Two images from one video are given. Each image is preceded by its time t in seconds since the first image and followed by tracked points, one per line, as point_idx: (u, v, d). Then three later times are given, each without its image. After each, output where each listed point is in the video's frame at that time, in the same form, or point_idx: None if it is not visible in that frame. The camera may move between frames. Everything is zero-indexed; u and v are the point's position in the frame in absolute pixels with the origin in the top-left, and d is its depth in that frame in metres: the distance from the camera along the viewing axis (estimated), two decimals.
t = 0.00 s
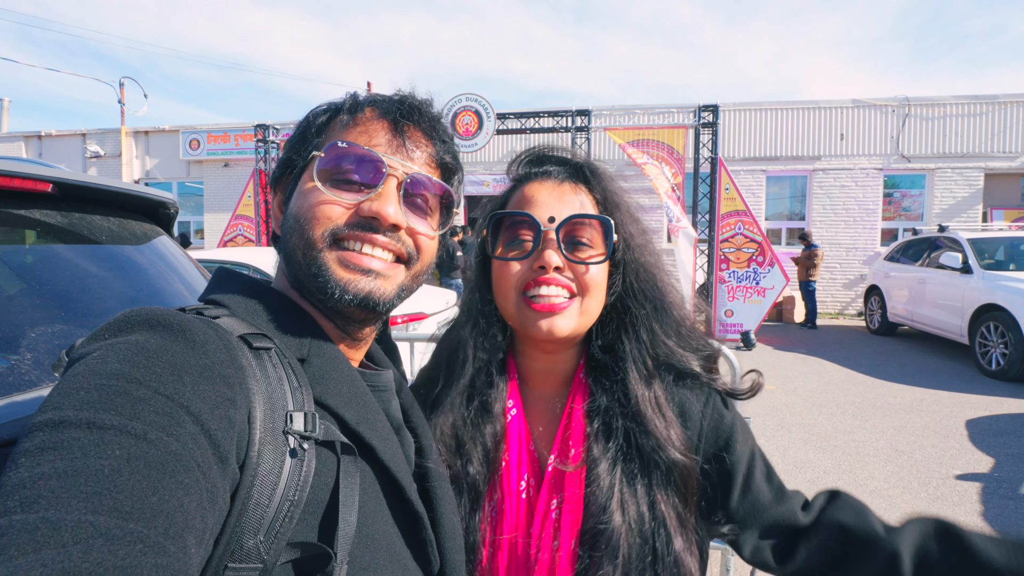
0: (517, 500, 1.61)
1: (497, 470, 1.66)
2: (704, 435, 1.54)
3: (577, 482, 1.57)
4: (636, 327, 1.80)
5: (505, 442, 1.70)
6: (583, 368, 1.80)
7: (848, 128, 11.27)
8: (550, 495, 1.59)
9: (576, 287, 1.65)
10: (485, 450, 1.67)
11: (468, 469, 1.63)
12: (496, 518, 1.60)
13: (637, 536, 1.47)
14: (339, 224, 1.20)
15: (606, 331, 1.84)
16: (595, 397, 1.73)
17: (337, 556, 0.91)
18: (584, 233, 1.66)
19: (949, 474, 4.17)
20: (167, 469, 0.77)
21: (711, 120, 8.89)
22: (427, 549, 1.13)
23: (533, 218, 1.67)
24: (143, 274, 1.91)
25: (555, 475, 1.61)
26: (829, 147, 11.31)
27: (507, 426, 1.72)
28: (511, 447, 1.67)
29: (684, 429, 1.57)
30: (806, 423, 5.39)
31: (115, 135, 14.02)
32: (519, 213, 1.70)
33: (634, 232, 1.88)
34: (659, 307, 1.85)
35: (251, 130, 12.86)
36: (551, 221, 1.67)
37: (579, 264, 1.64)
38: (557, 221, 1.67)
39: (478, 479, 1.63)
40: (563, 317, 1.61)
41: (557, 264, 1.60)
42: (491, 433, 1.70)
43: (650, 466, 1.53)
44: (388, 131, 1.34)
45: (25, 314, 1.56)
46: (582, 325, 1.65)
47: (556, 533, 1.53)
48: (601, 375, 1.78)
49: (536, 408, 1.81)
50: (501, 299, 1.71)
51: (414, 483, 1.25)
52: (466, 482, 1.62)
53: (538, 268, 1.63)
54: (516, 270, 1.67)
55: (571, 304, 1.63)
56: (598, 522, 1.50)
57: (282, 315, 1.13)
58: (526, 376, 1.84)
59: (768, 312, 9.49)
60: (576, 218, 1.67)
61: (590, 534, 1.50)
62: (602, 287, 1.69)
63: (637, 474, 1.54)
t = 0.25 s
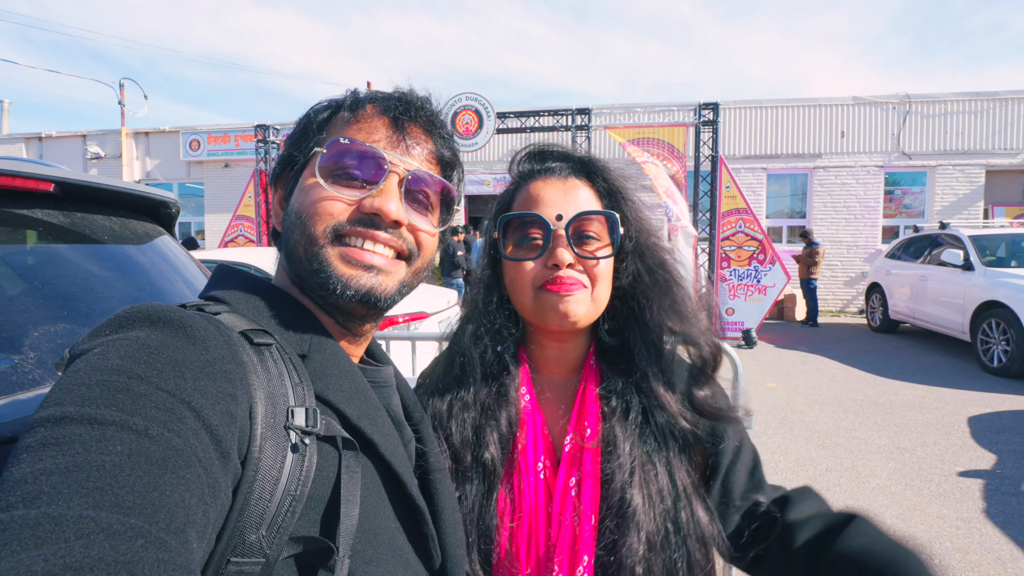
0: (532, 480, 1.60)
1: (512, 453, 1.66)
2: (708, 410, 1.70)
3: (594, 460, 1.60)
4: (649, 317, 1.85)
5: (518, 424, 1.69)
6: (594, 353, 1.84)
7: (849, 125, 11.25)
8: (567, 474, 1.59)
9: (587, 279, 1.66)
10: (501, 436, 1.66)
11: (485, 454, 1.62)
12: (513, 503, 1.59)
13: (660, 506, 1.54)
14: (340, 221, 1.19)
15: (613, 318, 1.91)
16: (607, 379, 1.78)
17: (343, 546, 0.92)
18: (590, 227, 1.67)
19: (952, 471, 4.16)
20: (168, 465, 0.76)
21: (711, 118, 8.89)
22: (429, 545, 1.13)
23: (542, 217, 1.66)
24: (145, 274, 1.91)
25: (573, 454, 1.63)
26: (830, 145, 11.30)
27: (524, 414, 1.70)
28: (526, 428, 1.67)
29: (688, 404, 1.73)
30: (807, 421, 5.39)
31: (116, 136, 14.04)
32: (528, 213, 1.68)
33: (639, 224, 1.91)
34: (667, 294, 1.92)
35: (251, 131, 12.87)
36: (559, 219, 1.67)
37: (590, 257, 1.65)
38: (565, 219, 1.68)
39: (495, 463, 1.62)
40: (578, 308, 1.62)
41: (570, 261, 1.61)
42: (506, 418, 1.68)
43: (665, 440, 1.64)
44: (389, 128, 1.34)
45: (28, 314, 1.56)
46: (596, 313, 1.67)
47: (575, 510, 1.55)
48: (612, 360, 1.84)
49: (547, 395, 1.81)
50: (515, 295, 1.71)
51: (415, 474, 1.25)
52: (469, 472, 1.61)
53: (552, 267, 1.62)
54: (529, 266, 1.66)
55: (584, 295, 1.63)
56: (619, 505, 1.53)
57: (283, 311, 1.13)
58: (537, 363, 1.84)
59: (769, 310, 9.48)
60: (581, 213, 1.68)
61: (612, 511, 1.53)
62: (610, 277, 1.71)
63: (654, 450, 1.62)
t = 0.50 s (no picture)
0: (544, 481, 1.60)
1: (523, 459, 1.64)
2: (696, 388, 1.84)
3: (606, 455, 1.61)
4: (639, 296, 1.93)
5: (528, 428, 1.70)
6: (599, 355, 1.85)
7: (847, 125, 11.25)
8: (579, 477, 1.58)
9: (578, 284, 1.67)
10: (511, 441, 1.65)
11: (497, 464, 1.60)
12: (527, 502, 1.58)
13: (678, 477, 1.60)
14: (338, 221, 1.19)
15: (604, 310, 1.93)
16: (614, 375, 1.81)
17: (345, 543, 0.92)
18: (569, 228, 1.66)
19: (952, 469, 4.17)
20: (165, 466, 0.76)
21: (710, 117, 8.87)
22: (428, 544, 1.13)
23: (521, 236, 1.66)
24: (145, 274, 1.91)
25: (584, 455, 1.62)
26: (829, 144, 11.30)
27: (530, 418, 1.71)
28: (535, 431, 1.68)
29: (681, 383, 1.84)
30: (807, 420, 5.39)
31: (115, 137, 14.03)
32: (504, 237, 1.68)
33: (614, 224, 1.93)
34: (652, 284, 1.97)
35: (250, 132, 12.86)
36: (536, 233, 1.67)
37: (577, 259, 1.65)
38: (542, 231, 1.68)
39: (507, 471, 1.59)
40: (578, 315, 1.64)
41: (559, 269, 1.61)
42: (515, 426, 1.68)
43: (670, 416, 1.72)
44: (386, 127, 1.34)
45: (29, 315, 1.55)
46: (595, 309, 1.70)
47: (591, 508, 1.53)
48: (612, 353, 1.87)
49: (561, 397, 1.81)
50: (513, 313, 1.71)
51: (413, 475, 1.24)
52: (470, 481, 1.58)
53: (542, 278, 1.61)
54: (519, 285, 1.66)
55: (580, 301, 1.65)
56: (643, 503, 1.53)
57: (282, 311, 1.13)
58: (542, 368, 1.84)
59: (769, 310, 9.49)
60: (559, 219, 1.67)
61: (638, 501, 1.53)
62: (600, 272, 1.72)
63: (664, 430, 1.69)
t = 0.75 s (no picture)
0: (545, 485, 1.60)
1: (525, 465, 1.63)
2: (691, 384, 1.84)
3: (607, 460, 1.61)
4: (626, 302, 1.89)
5: (528, 430, 1.69)
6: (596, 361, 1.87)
7: (847, 125, 11.26)
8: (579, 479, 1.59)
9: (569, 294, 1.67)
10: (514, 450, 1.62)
11: (499, 470, 1.57)
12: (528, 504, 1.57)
13: (683, 480, 1.59)
14: (340, 223, 1.19)
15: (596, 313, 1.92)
16: (612, 381, 1.81)
17: (346, 545, 0.92)
18: (555, 241, 1.67)
19: (952, 470, 4.16)
20: (166, 471, 0.76)
21: (710, 118, 8.86)
22: (427, 546, 1.13)
23: (508, 254, 1.65)
24: (146, 275, 1.90)
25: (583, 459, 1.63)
26: (828, 145, 11.31)
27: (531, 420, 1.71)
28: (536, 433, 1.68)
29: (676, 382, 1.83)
30: (808, 421, 5.39)
31: (115, 138, 14.04)
32: (492, 253, 1.68)
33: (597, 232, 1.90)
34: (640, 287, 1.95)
35: (250, 133, 12.88)
36: (520, 248, 1.65)
37: (564, 269, 1.65)
38: (526, 246, 1.66)
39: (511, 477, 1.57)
40: (571, 326, 1.64)
41: (547, 284, 1.61)
42: (516, 430, 1.66)
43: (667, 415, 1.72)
44: (389, 128, 1.34)
45: (28, 316, 1.55)
46: (586, 319, 1.70)
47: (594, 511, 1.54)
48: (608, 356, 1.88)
49: (561, 402, 1.82)
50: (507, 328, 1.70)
51: (413, 480, 1.24)
52: (466, 489, 1.54)
53: (532, 294, 1.61)
54: (509, 300, 1.65)
55: (572, 311, 1.65)
56: (656, 504, 1.53)
57: (283, 312, 1.13)
58: (541, 374, 1.84)
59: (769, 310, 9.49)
60: (543, 232, 1.66)
61: (643, 497, 1.54)
62: (588, 280, 1.71)
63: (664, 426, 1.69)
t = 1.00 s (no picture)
0: (540, 488, 1.60)
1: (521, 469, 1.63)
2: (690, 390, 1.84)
3: (603, 465, 1.61)
4: (627, 305, 1.90)
5: (527, 437, 1.69)
6: (595, 363, 1.86)
7: (847, 124, 11.26)
8: (576, 484, 1.60)
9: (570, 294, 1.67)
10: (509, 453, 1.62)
11: (491, 477, 1.58)
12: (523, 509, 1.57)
13: (680, 487, 1.59)
14: (342, 222, 1.19)
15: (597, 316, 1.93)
16: (612, 385, 1.80)
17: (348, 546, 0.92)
18: (556, 243, 1.66)
19: (954, 469, 4.16)
20: (167, 471, 0.76)
21: (710, 118, 8.85)
22: (429, 546, 1.12)
23: (508, 254, 1.64)
24: (147, 276, 1.90)
25: (579, 464, 1.63)
26: (829, 144, 11.30)
27: (530, 422, 1.72)
28: (533, 437, 1.68)
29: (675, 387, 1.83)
30: (809, 420, 5.39)
31: (115, 140, 14.06)
32: (492, 252, 1.67)
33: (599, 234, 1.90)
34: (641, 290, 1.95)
35: (250, 134, 12.88)
36: (520, 248, 1.65)
37: (563, 270, 1.64)
38: (526, 246, 1.66)
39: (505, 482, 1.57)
40: (570, 327, 1.64)
41: (546, 285, 1.61)
42: (513, 433, 1.66)
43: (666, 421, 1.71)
44: (390, 128, 1.34)
45: (29, 317, 1.54)
46: (586, 321, 1.69)
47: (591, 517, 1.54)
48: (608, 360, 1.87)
49: (558, 404, 1.83)
50: (506, 330, 1.70)
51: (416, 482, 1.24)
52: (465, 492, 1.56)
53: (531, 295, 1.61)
54: (508, 301, 1.65)
55: (572, 313, 1.65)
56: (655, 508, 1.52)
57: (286, 311, 1.13)
58: (540, 376, 1.84)
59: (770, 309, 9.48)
60: (543, 232, 1.66)
61: (642, 502, 1.53)
62: (588, 283, 1.70)
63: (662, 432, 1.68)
